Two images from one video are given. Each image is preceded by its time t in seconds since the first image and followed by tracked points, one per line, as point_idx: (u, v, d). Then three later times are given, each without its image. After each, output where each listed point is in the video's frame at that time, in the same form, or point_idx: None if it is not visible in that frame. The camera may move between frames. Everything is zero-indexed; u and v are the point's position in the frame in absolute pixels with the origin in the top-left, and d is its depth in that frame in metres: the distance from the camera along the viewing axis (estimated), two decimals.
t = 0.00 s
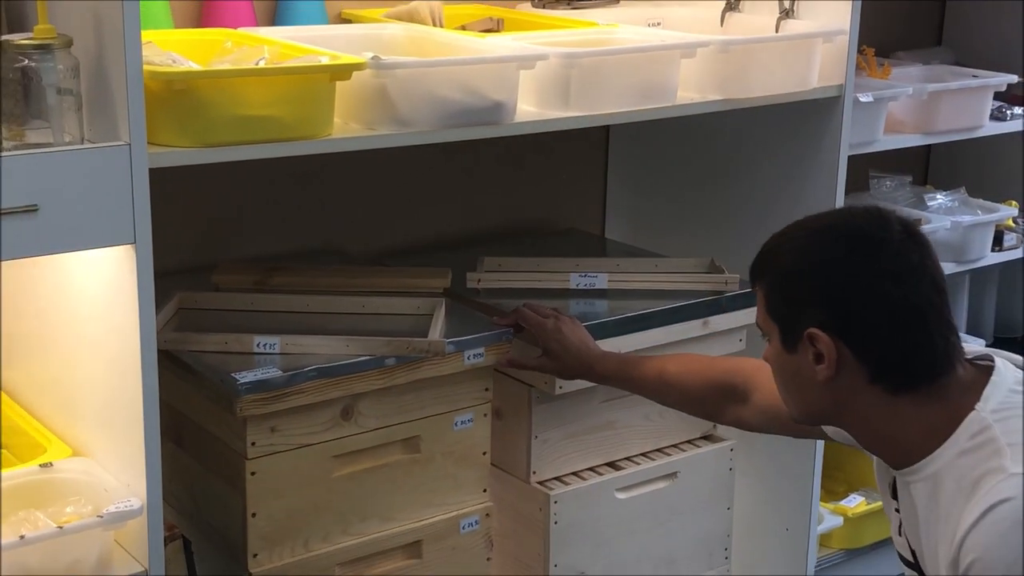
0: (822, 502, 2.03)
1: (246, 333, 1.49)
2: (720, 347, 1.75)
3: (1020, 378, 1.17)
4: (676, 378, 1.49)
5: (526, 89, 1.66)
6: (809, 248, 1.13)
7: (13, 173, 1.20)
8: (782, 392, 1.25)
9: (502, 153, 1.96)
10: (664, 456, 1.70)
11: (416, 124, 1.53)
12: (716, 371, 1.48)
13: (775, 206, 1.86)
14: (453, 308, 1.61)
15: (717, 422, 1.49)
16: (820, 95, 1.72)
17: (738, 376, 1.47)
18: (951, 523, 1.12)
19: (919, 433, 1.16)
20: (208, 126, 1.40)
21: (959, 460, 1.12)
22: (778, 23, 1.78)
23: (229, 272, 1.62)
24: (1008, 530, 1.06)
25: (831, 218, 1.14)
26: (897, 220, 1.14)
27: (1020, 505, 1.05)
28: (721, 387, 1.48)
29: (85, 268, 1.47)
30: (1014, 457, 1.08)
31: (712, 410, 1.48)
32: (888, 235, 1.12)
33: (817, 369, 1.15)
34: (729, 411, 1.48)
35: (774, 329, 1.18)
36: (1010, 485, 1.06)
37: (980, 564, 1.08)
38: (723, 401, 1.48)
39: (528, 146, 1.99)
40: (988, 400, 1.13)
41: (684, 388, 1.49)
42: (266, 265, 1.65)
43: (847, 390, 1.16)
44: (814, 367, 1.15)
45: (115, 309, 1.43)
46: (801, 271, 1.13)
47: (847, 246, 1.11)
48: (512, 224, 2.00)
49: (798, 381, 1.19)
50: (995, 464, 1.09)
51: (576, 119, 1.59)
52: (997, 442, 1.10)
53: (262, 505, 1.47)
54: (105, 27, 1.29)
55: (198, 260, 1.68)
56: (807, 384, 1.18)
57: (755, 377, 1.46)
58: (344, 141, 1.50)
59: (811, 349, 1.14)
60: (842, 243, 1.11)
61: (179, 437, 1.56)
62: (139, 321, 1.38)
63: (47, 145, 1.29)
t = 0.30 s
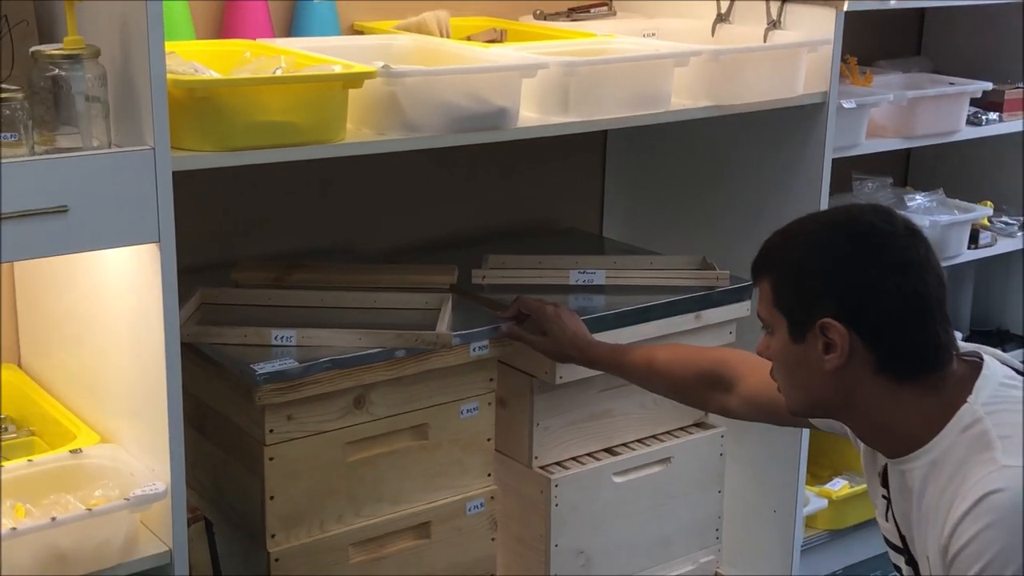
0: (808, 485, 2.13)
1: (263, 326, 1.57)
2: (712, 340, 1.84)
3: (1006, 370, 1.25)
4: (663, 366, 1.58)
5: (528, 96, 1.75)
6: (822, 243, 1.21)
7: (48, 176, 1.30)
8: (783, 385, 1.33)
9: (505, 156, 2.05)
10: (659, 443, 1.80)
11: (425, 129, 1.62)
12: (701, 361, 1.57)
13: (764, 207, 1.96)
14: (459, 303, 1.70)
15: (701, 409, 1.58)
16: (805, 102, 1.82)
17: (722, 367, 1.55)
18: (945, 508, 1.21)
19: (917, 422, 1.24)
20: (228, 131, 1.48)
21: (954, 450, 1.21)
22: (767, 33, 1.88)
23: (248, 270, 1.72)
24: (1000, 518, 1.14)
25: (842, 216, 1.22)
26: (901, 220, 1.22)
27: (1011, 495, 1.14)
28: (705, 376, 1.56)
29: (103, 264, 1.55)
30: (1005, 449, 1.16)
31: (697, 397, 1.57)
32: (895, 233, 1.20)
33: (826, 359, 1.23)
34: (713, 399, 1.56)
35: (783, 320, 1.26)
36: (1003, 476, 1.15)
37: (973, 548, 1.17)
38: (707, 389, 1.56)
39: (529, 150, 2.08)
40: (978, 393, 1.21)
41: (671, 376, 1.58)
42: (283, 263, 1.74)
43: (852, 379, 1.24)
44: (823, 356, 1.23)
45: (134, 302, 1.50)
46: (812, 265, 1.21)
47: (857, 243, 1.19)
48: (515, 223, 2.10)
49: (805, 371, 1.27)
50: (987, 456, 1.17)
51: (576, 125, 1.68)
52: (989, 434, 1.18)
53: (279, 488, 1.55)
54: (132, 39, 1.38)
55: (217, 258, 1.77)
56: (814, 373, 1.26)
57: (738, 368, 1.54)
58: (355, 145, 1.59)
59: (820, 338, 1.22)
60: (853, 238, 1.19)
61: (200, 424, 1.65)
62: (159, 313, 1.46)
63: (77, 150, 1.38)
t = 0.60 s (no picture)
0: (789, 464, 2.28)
1: (281, 317, 1.68)
2: (702, 330, 1.96)
3: (979, 365, 1.39)
4: (648, 355, 1.70)
5: (527, 101, 1.86)
6: (803, 248, 1.32)
7: (81, 175, 1.41)
8: (768, 383, 1.43)
9: (505, 157, 2.17)
10: (650, 425, 1.91)
11: (432, 132, 1.73)
12: (686, 350, 1.69)
13: (749, 205, 2.08)
14: (464, 295, 1.82)
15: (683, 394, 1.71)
16: (787, 106, 1.93)
17: (705, 356, 1.67)
18: (924, 493, 1.34)
19: (897, 410, 1.37)
20: (243, 133, 1.59)
21: (932, 439, 1.34)
22: (751, 41, 1.99)
23: (265, 264, 1.83)
24: (971, 501, 1.27)
25: (818, 222, 1.34)
26: (871, 224, 1.35)
27: (981, 480, 1.27)
28: (689, 364, 1.68)
29: (130, 260, 1.65)
30: (978, 440, 1.29)
31: (680, 383, 1.69)
32: (867, 234, 1.32)
33: (813, 355, 1.34)
34: (696, 386, 1.69)
35: (773, 322, 1.36)
36: (975, 464, 1.28)
37: (946, 529, 1.29)
38: (690, 376, 1.69)
39: (527, 151, 2.20)
40: (954, 387, 1.35)
41: (655, 364, 1.70)
42: (299, 258, 1.86)
43: (837, 374, 1.35)
44: (811, 353, 1.34)
45: (160, 295, 1.61)
46: (796, 268, 1.32)
47: (835, 245, 1.31)
48: (515, 220, 2.21)
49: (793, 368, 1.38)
50: (961, 445, 1.30)
51: (573, 128, 1.79)
52: (964, 426, 1.31)
53: (296, 467, 1.65)
54: (157, 49, 1.49)
55: (237, 252, 1.88)
56: (802, 369, 1.37)
57: (722, 358, 1.67)
58: (367, 147, 1.70)
59: (808, 336, 1.33)
60: (833, 242, 1.31)
61: (223, 408, 1.76)
62: (184, 305, 1.56)
63: (106, 151, 1.48)
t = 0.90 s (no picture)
0: (779, 448, 2.35)
1: (289, 306, 1.74)
2: (694, 319, 2.03)
3: (960, 356, 1.46)
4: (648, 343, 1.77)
5: (527, 98, 1.93)
6: (786, 246, 1.39)
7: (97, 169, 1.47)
8: (757, 374, 1.51)
9: (504, 152, 2.23)
10: (644, 410, 1.98)
11: (434, 128, 1.79)
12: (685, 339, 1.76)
13: (740, 199, 2.15)
14: (465, 285, 1.89)
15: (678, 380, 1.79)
16: (777, 103, 2.00)
17: (703, 345, 1.75)
18: (907, 479, 1.40)
19: (880, 401, 1.44)
20: (254, 128, 1.65)
21: (914, 428, 1.41)
22: (742, 40, 2.06)
23: (274, 256, 1.89)
24: (950, 487, 1.33)
25: (800, 221, 1.40)
26: (851, 220, 1.41)
27: (960, 467, 1.33)
28: (687, 352, 1.76)
29: (144, 252, 1.72)
30: (958, 429, 1.36)
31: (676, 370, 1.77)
32: (846, 231, 1.38)
33: (798, 348, 1.41)
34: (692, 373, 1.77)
35: (759, 317, 1.43)
36: (955, 452, 1.34)
37: (926, 514, 1.35)
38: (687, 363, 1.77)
39: (525, 146, 2.26)
40: (935, 377, 1.42)
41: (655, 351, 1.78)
42: (306, 250, 1.93)
43: (822, 367, 1.42)
44: (796, 347, 1.41)
45: (173, 285, 1.67)
46: (780, 266, 1.39)
47: (816, 243, 1.37)
48: (514, 213, 2.28)
49: (780, 361, 1.45)
50: (942, 434, 1.37)
51: (570, 124, 1.85)
52: (945, 415, 1.38)
53: (305, 450, 1.71)
54: (170, 47, 1.55)
55: (245, 244, 1.94)
56: (788, 362, 1.44)
57: (718, 347, 1.74)
58: (371, 142, 1.76)
59: (793, 330, 1.40)
60: (814, 241, 1.37)
61: (233, 394, 1.82)
62: (196, 296, 1.62)
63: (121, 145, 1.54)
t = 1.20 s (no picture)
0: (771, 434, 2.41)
1: (296, 295, 1.79)
2: (690, 307, 2.08)
3: (947, 344, 1.51)
4: (662, 350, 1.79)
5: (526, 93, 1.98)
6: (779, 235, 1.45)
7: (110, 162, 1.53)
8: (750, 358, 1.57)
9: (505, 145, 2.29)
10: (639, 396, 2.04)
11: (437, 122, 1.84)
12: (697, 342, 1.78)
13: (734, 191, 2.20)
14: (467, 274, 1.95)
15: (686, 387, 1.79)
16: (769, 98, 2.06)
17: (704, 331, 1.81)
18: (895, 462, 1.45)
19: (867, 387, 1.50)
20: (260, 123, 1.70)
21: (901, 413, 1.46)
22: (735, 37, 2.12)
23: (282, 246, 1.95)
24: (934, 468, 1.36)
25: (794, 211, 1.46)
26: (844, 211, 1.47)
27: (944, 448, 1.36)
28: (699, 355, 1.77)
29: (155, 241, 1.77)
30: (943, 412, 1.40)
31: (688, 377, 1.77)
32: (839, 222, 1.44)
33: (787, 334, 1.47)
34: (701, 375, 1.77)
35: (751, 302, 1.50)
36: (940, 434, 1.38)
37: (912, 494, 1.39)
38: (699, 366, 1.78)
39: (525, 140, 2.32)
40: (922, 363, 1.48)
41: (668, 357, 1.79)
42: (313, 241, 1.99)
43: (811, 352, 1.48)
44: (785, 332, 1.47)
45: (183, 273, 1.72)
46: (772, 254, 1.45)
47: (808, 233, 1.43)
48: (514, 206, 2.34)
49: (770, 346, 1.51)
50: (928, 417, 1.41)
51: (568, 118, 1.91)
52: (931, 399, 1.43)
53: (311, 434, 1.76)
54: (181, 44, 1.60)
55: (254, 234, 2.00)
56: (778, 347, 1.50)
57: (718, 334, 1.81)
58: (374, 135, 1.81)
59: (782, 316, 1.46)
60: (805, 230, 1.44)
61: (243, 379, 1.88)
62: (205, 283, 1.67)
63: (133, 139, 1.59)
